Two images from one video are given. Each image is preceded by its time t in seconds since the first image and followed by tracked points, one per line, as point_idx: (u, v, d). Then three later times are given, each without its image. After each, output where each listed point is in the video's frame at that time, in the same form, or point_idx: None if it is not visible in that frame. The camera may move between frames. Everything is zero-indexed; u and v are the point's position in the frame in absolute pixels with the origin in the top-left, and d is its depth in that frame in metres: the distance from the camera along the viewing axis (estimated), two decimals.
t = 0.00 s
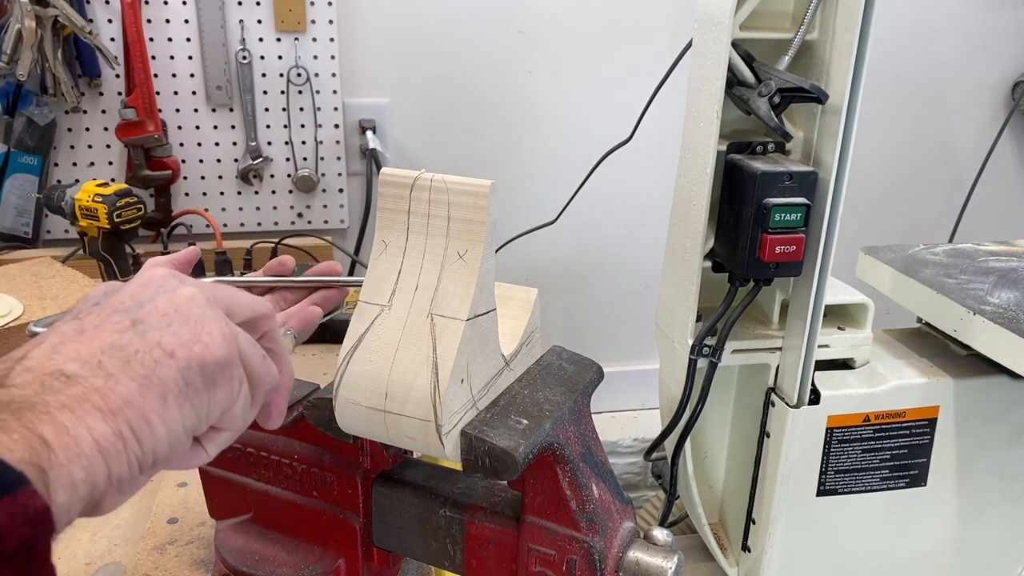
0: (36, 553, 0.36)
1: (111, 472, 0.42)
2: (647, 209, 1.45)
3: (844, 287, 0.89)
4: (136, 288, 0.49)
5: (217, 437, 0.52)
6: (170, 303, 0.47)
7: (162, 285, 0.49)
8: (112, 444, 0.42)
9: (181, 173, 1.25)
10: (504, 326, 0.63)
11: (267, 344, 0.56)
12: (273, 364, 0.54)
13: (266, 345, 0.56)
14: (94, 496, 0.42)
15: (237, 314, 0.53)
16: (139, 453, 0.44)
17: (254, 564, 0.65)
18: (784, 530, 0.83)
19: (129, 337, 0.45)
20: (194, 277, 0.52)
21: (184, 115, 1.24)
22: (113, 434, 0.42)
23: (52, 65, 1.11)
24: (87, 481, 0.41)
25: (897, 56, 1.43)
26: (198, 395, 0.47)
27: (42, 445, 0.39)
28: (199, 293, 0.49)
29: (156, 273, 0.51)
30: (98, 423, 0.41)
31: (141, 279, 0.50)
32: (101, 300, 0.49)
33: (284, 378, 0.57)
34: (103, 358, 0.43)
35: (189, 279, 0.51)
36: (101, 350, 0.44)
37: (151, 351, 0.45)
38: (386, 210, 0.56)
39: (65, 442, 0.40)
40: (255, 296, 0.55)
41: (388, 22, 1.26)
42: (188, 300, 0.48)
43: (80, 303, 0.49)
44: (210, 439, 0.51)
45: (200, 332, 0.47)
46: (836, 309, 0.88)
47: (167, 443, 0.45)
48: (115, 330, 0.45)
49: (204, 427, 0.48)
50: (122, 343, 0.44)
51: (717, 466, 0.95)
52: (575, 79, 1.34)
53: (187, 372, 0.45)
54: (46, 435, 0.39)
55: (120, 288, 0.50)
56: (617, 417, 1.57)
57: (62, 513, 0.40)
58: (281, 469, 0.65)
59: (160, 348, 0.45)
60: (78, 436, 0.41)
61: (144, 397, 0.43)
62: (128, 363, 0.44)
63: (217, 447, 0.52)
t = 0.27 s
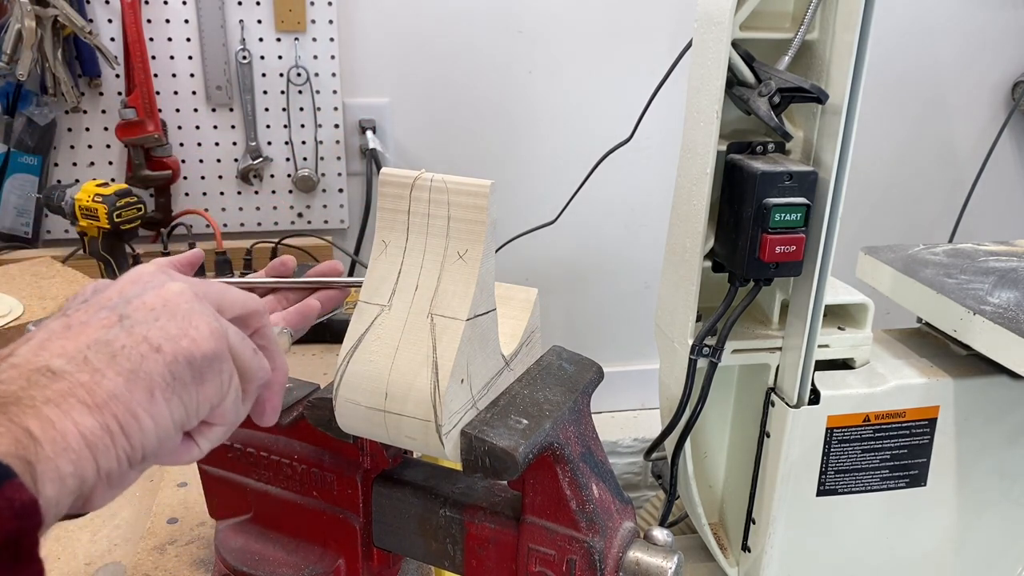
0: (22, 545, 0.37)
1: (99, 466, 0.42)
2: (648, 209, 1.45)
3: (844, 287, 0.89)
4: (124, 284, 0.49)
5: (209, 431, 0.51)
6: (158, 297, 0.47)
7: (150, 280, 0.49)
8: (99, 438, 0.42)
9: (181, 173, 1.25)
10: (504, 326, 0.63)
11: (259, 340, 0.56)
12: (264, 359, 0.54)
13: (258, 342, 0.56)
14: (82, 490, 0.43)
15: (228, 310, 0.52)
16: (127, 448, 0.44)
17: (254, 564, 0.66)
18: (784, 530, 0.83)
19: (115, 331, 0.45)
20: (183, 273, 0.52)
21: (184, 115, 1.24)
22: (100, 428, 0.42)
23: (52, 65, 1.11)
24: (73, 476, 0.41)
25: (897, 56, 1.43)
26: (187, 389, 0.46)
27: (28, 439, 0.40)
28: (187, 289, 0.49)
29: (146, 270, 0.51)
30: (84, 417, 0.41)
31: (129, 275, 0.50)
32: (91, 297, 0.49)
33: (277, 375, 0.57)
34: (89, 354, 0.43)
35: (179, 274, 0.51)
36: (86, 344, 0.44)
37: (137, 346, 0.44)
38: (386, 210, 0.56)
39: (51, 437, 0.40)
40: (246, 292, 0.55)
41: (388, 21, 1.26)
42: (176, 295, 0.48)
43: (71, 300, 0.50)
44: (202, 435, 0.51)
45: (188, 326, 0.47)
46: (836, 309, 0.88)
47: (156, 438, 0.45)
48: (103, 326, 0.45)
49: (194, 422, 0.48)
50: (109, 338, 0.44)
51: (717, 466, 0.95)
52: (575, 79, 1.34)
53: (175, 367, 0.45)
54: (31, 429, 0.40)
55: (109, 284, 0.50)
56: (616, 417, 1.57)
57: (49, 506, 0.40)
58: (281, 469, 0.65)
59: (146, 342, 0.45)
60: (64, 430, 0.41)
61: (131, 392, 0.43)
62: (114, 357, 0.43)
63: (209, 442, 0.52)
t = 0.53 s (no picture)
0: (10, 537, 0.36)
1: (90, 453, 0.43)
2: (648, 209, 1.45)
3: (844, 287, 0.89)
4: (114, 266, 0.48)
5: (201, 419, 0.52)
6: (150, 280, 0.47)
7: (141, 262, 0.49)
8: (91, 425, 0.42)
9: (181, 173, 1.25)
10: (504, 326, 0.63)
11: (251, 326, 0.55)
12: (256, 345, 0.54)
13: (249, 326, 0.55)
14: (74, 476, 0.43)
15: (219, 294, 0.52)
16: (120, 434, 0.44)
17: (254, 564, 0.66)
18: (784, 530, 0.83)
19: (108, 316, 0.45)
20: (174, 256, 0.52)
21: (184, 115, 1.24)
22: (92, 415, 0.42)
23: (52, 65, 1.11)
24: (65, 463, 0.42)
25: (897, 56, 1.43)
26: (180, 376, 0.47)
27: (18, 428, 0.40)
28: (180, 272, 0.49)
29: (136, 252, 0.50)
30: (76, 404, 0.42)
31: (119, 256, 0.50)
32: (80, 279, 0.48)
33: (269, 360, 0.57)
34: (81, 338, 0.43)
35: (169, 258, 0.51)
36: (77, 330, 0.43)
37: (130, 332, 0.45)
38: (386, 210, 0.56)
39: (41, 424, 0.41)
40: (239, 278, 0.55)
41: (387, 21, 1.26)
42: (169, 279, 0.48)
43: (59, 283, 0.49)
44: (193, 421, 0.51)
45: (181, 312, 0.47)
46: (836, 309, 0.88)
47: (149, 424, 0.46)
48: (93, 309, 0.45)
49: (187, 407, 0.49)
50: (101, 323, 0.44)
51: (717, 466, 0.95)
52: (574, 78, 1.34)
53: (168, 352, 0.46)
54: (21, 418, 0.40)
55: (99, 267, 0.49)
56: (616, 417, 1.57)
57: (38, 494, 0.41)
58: (281, 469, 0.65)
59: (140, 327, 0.45)
60: (56, 418, 0.41)
61: (124, 379, 0.44)
62: (107, 343, 0.44)
63: (200, 429, 0.52)
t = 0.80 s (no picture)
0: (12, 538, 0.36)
1: (98, 462, 0.43)
2: (648, 209, 1.45)
3: (844, 287, 0.89)
4: (124, 274, 0.48)
5: (207, 428, 0.51)
6: (160, 290, 0.47)
7: (151, 271, 0.49)
8: (99, 434, 0.42)
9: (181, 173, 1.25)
10: (503, 326, 0.63)
11: (257, 335, 0.56)
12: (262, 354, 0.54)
13: (255, 336, 0.56)
14: (82, 486, 0.43)
15: (226, 304, 0.52)
16: (128, 444, 0.44)
17: (254, 564, 0.66)
18: (784, 530, 0.83)
19: (117, 325, 0.44)
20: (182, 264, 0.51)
21: (184, 115, 1.24)
22: (100, 424, 0.42)
23: (52, 65, 1.11)
24: (73, 473, 0.42)
25: (897, 56, 1.43)
26: (189, 385, 0.46)
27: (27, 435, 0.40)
28: (189, 281, 0.49)
29: (144, 260, 0.50)
30: (84, 413, 0.42)
31: (128, 264, 0.50)
32: (88, 287, 0.48)
33: (275, 369, 0.57)
34: (89, 347, 0.43)
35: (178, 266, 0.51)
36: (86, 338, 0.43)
37: (139, 340, 0.44)
38: (386, 210, 0.56)
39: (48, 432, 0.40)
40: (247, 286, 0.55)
41: (387, 21, 1.26)
42: (178, 288, 0.47)
43: (66, 291, 0.49)
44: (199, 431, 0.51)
45: (190, 321, 0.47)
46: (836, 309, 0.88)
47: (157, 433, 0.45)
48: (103, 318, 0.45)
49: (195, 418, 0.48)
50: (109, 332, 0.44)
51: (717, 466, 0.95)
52: (574, 78, 1.34)
53: (176, 362, 0.45)
54: (29, 425, 0.40)
55: (107, 274, 0.49)
56: (616, 417, 1.57)
57: (48, 504, 0.40)
58: (281, 469, 0.65)
59: (148, 336, 0.45)
60: (64, 427, 0.41)
61: (132, 388, 0.43)
62: (115, 352, 0.43)
63: (206, 438, 0.52)
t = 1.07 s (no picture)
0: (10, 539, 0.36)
1: (90, 462, 0.43)
2: (648, 209, 1.45)
3: (844, 287, 0.89)
4: (119, 279, 0.48)
5: (201, 433, 0.52)
6: (153, 294, 0.47)
7: (145, 276, 0.49)
8: (90, 434, 0.42)
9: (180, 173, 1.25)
10: (503, 326, 0.63)
11: (256, 341, 0.56)
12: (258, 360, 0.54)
13: (253, 342, 0.56)
14: (75, 486, 0.43)
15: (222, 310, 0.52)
16: (120, 446, 0.44)
17: (254, 564, 0.66)
18: (784, 530, 0.83)
19: (109, 328, 0.45)
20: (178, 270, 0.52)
21: (184, 115, 1.24)
22: (91, 424, 0.42)
23: (52, 65, 1.11)
24: (65, 472, 0.41)
25: (897, 56, 1.43)
26: (181, 388, 0.46)
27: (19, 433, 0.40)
28: (183, 286, 0.49)
29: (140, 265, 0.51)
30: (75, 412, 0.42)
31: (123, 269, 0.50)
32: (83, 292, 0.48)
33: (273, 377, 0.57)
34: (81, 349, 0.43)
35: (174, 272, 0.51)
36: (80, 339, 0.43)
37: (132, 343, 0.44)
38: (386, 210, 0.56)
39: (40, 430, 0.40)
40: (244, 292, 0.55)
41: (387, 21, 1.26)
42: (172, 293, 0.48)
43: (62, 295, 0.49)
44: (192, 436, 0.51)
45: (183, 324, 0.47)
46: (836, 309, 0.88)
47: (149, 436, 0.45)
48: (96, 321, 0.45)
49: (188, 422, 0.48)
50: (101, 334, 0.44)
51: (717, 466, 0.95)
52: (574, 79, 1.34)
53: (168, 365, 0.45)
54: (21, 424, 0.40)
55: (102, 279, 0.50)
56: (616, 417, 1.57)
57: (40, 501, 0.41)
58: (281, 469, 0.65)
59: (140, 339, 0.45)
60: (55, 426, 0.41)
61: (123, 389, 0.43)
62: (107, 354, 0.43)
63: (200, 444, 0.52)
